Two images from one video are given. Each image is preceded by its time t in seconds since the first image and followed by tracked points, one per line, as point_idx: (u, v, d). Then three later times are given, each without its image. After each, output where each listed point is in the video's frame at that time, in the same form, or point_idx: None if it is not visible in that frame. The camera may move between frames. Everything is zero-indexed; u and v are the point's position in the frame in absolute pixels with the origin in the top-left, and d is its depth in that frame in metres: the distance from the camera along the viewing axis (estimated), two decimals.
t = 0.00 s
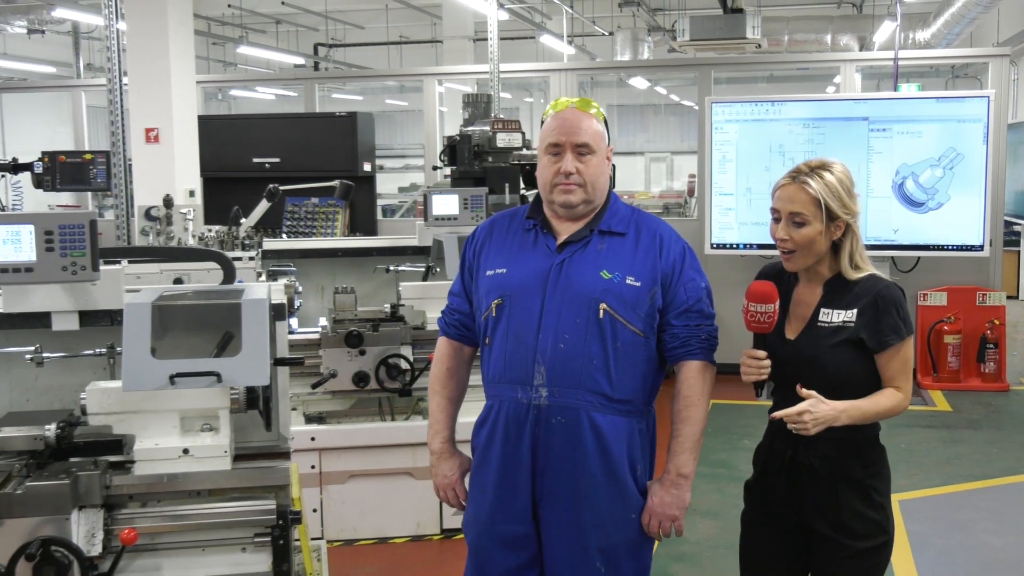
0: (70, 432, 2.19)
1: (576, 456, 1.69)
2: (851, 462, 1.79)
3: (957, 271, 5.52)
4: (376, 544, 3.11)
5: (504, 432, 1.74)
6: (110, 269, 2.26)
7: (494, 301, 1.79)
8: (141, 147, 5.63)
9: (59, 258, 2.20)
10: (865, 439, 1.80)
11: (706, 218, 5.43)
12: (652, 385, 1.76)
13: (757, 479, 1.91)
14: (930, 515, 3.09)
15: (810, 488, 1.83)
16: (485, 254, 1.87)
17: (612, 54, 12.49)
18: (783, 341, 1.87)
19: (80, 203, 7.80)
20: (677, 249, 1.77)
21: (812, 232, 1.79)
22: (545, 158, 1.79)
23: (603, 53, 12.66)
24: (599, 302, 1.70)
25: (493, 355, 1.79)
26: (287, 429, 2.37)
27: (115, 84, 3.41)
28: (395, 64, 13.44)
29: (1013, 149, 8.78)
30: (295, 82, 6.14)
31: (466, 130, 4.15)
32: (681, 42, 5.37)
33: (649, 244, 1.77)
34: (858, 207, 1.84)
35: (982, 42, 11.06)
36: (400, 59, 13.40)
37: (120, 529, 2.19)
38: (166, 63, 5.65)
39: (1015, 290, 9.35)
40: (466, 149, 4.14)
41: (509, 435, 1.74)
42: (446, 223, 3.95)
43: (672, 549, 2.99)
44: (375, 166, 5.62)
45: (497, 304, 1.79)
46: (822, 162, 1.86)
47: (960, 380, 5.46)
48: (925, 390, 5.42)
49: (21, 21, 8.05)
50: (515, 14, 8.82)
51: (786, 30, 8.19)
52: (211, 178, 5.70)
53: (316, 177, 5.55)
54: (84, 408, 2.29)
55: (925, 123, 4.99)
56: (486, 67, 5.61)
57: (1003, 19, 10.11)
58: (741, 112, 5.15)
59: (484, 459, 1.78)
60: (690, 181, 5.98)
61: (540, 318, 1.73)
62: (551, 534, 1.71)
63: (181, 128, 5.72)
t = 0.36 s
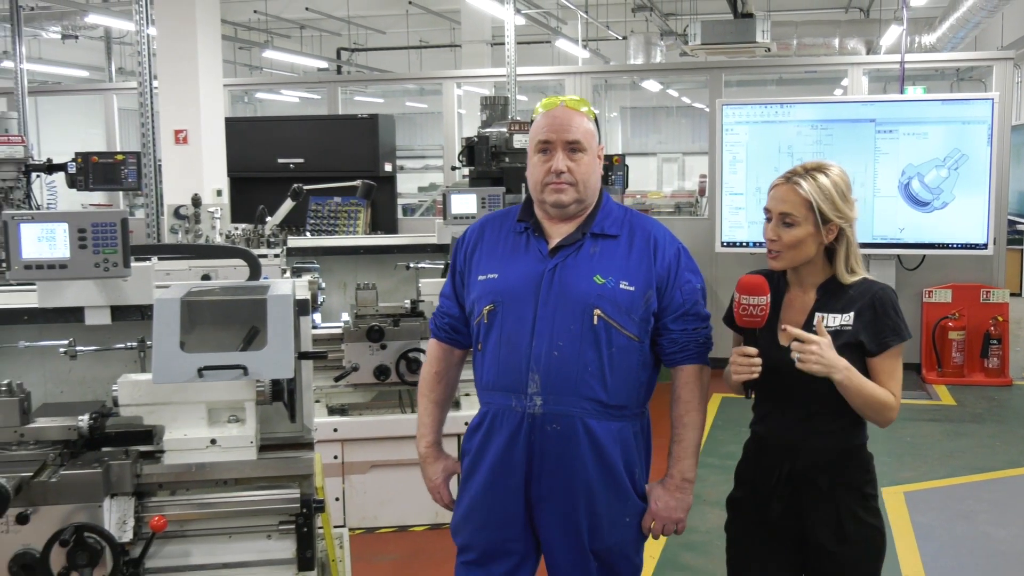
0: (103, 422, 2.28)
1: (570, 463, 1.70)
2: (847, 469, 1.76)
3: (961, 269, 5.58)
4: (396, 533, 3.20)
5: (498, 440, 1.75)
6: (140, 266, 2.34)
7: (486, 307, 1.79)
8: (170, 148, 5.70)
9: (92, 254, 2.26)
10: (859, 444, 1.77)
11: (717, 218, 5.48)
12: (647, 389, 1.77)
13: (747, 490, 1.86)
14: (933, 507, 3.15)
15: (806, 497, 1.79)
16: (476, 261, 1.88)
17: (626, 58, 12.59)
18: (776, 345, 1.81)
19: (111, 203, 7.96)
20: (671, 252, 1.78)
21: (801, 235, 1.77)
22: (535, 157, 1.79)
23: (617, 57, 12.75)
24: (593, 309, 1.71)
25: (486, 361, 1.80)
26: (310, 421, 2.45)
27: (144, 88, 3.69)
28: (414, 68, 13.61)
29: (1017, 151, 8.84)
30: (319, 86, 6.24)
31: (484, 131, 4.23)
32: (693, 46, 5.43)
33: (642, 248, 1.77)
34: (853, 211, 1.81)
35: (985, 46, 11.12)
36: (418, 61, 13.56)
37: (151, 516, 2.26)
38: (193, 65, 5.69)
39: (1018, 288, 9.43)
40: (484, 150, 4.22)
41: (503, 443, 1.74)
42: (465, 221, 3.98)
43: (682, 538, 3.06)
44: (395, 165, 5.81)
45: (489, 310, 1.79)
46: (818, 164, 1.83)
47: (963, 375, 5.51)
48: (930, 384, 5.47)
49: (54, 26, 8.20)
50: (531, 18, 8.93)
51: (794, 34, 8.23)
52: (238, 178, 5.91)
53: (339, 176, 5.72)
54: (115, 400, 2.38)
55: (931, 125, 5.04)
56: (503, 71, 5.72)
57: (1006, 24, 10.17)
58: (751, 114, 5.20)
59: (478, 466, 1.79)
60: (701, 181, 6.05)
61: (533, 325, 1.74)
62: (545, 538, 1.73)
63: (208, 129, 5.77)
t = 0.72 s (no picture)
0: (144, 412, 2.38)
1: (549, 470, 1.60)
2: (821, 494, 1.69)
3: (976, 267, 5.62)
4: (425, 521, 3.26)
5: (471, 456, 1.60)
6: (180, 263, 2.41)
7: (444, 319, 1.61)
8: (208, 149, 5.83)
9: (133, 251, 2.36)
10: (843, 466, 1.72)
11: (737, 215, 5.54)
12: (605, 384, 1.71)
13: (723, 506, 1.81)
14: (948, 500, 3.21)
15: (781, 520, 1.73)
16: (421, 270, 1.68)
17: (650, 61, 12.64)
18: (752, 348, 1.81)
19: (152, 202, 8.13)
20: (617, 245, 1.72)
21: (772, 229, 1.73)
22: (499, 170, 1.62)
23: (640, 60, 12.79)
24: (560, 309, 1.61)
25: (447, 377, 1.62)
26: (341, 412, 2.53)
27: (184, 91, 3.91)
28: (441, 70, 13.75)
29: None
30: (351, 88, 6.37)
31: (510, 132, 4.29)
32: (713, 49, 5.50)
33: (593, 242, 1.70)
34: (833, 208, 1.76)
35: (1002, 49, 11.11)
36: (444, 64, 13.71)
37: (190, 503, 2.35)
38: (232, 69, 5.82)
39: None
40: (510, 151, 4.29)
41: (477, 459, 1.60)
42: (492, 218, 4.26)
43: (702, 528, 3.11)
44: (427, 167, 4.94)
45: (449, 322, 1.61)
46: (799, 160, 1.80)
47: (978, 370, 5.48)
48: (945, 379, 5.45)
49: (97, 32, 8.40)
50: (557, 22, 9.00)
51: (813, 37, 8.26)
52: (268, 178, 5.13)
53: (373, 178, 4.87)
54: (155, 391, 2.47)
55: (947, 126, 5.08)
56: (529, 74, 5.82)
57: None
58: (771, 115, 5.25)
59: (448, 488, 1.63)
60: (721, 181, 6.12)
61: (501, 331, 1.60)
62: (525, 552, 1.62)
63: (245, 130, 5.88)
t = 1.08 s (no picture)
0: (188, 404, 2.49)
1: (510, 467, 1.53)
2: (800, 490, 1.62)
3: (998, 267, 5.64)
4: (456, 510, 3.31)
5: (429, 455, 1.53)
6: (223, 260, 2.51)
7: (400, 317, 1.54)
8: (249, 150, 6.00)
9: (179, 249, 2.46)
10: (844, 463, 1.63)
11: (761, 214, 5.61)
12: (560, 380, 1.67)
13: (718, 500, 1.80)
14: (967, 494, 3.26)
15: (761, 510, 1.68)
16: (374, 267, 1.60)
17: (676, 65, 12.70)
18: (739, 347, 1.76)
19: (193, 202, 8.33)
20: (570, 238, 1.68)
21: (735, 235, 1.65)
22: (457, 167, 1.56)
23: (667, 63, 12.85)
24: (516, 303, 1.56)
25: (404, 375, 1.55)
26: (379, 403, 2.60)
27: (227, 95, 4.12)
28: (473, 73, 13.86)
29: None
30: (386, 91, 6.54)
31: (539, 134, 4.40)
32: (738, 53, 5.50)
33: (547, 237, 1.64)
34: (807, 206, 1.63)
35: None
36: (476, 67, 13.82)
37: (232, 490, 2.45)
38: (272, 75, 5.98)
39: None
40: (540, 152, 4.37)
41: (435, 458, 1.53)
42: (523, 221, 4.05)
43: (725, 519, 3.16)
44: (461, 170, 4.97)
45: (404, 320, 1.54)
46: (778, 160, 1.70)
47: (998, 368, 5.50)
48: (965, 375, 5.46)
49: (144, 38, 8.60)
50: (586, 27, 9.07)
51: (836, 41, 8.33)
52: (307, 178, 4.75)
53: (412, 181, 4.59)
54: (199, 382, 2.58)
55: (968, 127, 5.10)
56: (558, 77, 5.92)
57: None
58: (794, 117, 5.30)
59: (407, 489, 1.55)
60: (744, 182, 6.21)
61: (457, 327, 1.53)
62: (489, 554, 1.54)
63: (285, 133, 6.05)
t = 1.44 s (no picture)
0: (237, 395, 2.58)
1: (470, 479, 1.52)
2: (764, 507, 1.56)
3: None
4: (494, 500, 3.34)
5: (395, 461, 1.56)
6: (271, 258, 2.61)
7: (375, 324, 1.59)
8: (297, 152, 6.10)
9: (229, 247, 2.55)
10: (812, 482, 1.53)
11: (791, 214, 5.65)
12: (544, 393, 1.59)
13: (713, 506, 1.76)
14: (996, 491, 3.28)
15: (733, 523, 1.64)
16: (365, 273, 1.67)
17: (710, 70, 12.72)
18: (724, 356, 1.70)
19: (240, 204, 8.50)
20: (556, 247, 1.60)
21: (729, 240, 1.57)
22: (415, 170, 1.57)
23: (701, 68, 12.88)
24: (479, 317, 1.51)
25: (381, 380, 1.60)
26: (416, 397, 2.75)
27: (274, 100, 4.35)
28: (513, 79, 13.96)
29: None
30: (428, 97, 6.72)
31: (575, 136, 4.45)
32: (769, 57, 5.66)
33: (527, 248, 1.58)
34: (804, 214, 1.55)
35: None
36: (513, 72, 13.89)
37: (279, 479, 2.52)
38: (318, 79, 6.03)
39: None
40: (576, 154, 4.43)
41: (400, 465, 1.55)
42: (560, 220, 4.03)
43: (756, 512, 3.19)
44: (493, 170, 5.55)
45: (378, 327, 1.59)
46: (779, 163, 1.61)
47: None
48: (993, 374, 5.48)
49: (195, 45, 8.79)
50: (621, 32, 9.13)
51: (868, 45, 8.25)
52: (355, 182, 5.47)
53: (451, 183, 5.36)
54: (248, 375, 2.69)
55: (999, 130, 5.10)
56: (594, 82, 6.02)
57: None
58: (824, 120, 5.35)
59: (384, 488, 1.61)
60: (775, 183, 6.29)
61: (420, 339, 1.54)
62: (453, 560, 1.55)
63: (331, 136, 6.12)
